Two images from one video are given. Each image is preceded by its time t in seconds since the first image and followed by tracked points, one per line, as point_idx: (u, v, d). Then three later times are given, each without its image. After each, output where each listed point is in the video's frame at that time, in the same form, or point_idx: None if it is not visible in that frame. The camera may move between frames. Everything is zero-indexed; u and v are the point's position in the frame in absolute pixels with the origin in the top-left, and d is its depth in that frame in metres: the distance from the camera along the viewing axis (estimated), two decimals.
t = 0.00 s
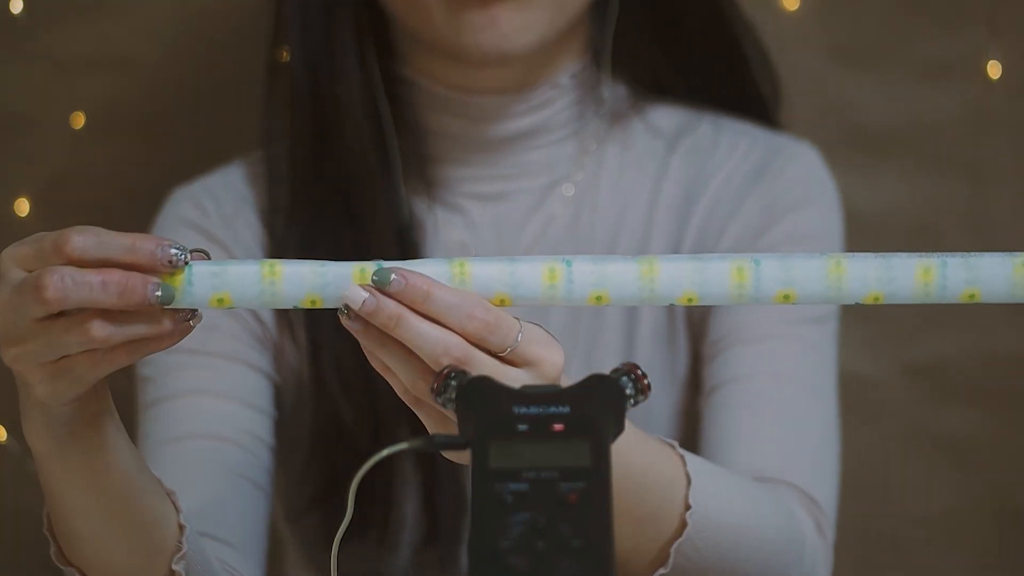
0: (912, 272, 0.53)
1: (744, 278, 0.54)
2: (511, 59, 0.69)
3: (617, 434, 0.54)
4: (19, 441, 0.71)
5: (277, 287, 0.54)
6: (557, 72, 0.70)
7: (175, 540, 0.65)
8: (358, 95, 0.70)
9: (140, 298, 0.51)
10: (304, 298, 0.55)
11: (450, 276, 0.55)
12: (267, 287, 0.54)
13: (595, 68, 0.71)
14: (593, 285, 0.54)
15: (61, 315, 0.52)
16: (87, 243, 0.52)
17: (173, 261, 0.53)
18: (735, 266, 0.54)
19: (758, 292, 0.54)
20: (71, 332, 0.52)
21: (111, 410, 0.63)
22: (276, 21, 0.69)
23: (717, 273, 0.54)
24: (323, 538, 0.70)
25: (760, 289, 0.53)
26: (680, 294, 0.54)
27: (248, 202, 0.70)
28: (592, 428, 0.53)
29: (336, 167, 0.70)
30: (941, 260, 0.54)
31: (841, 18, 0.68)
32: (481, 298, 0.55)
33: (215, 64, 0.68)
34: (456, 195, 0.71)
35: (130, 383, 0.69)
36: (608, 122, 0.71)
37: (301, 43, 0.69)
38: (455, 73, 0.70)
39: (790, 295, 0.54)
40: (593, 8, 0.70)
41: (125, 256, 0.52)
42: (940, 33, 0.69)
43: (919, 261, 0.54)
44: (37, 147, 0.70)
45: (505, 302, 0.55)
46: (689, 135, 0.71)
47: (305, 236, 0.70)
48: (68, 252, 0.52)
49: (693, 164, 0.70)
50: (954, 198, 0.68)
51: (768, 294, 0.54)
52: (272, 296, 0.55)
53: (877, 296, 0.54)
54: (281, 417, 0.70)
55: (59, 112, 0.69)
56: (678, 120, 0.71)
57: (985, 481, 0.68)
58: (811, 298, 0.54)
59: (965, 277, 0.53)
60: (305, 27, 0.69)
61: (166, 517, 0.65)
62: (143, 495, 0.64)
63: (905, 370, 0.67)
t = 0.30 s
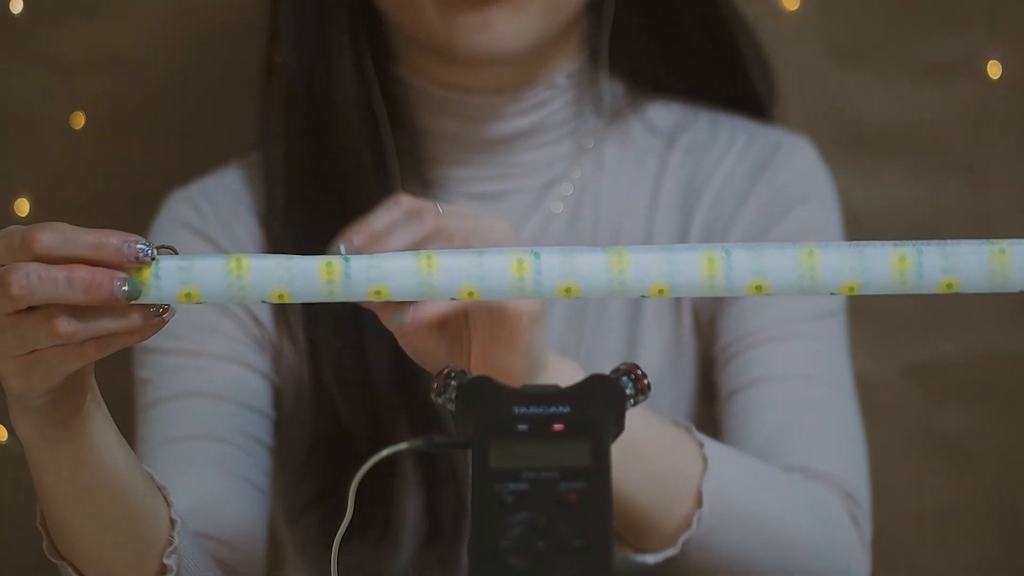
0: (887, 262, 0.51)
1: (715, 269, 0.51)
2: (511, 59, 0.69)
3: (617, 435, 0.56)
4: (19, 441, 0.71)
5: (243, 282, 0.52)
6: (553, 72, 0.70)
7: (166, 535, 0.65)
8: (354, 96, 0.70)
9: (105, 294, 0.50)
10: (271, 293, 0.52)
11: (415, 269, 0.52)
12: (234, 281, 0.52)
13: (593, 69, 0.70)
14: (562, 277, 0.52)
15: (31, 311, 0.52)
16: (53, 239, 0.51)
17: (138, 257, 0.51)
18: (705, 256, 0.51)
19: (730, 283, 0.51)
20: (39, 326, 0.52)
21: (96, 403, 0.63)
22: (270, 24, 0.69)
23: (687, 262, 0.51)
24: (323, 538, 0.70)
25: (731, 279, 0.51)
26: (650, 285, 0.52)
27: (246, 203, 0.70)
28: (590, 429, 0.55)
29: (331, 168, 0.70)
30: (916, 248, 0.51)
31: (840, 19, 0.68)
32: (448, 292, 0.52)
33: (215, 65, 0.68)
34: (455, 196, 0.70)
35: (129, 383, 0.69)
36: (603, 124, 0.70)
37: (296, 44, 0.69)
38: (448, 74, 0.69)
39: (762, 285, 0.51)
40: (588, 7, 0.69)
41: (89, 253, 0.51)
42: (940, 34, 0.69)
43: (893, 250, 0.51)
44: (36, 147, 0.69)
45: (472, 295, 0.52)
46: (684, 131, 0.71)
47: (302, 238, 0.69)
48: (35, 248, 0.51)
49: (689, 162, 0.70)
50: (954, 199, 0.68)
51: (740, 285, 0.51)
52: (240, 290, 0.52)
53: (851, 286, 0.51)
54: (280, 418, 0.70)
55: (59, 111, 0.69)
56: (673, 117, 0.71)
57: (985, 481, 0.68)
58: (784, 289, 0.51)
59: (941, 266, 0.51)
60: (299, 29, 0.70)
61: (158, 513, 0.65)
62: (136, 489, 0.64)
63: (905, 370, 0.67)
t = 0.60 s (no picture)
0: (898, 285, 0.49)
1: (728, 284, 0.50)
2: (510, 59, 0.69)
3: (617, 434, 0.56)
4: (19, 441, 0.71)
5: (256, 274, 0.51)
6: (547, 68, 0.70)
7: (170, 529, 0.67)
8: (347, 96, 0.70)
9: (119, 279, 0.49)
10: (284, 287, 0.51)
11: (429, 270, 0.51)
12: (247, 273, 0.51)
13: (585, 66, 0.70)
14: (574, 285, 0.50)
15: (43, 294, 0.51)
16: (70, 222, 0.50)
17: (154, 243, 0.51)
18: (718, 271, 0.50)
19: (741, 300, 0.50)
20: (51, 310, 0.51)
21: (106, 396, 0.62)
22: (264, 22, 0.69)
23: (700, 276, 0.50)
24: (320, 537, 0.69)
25: (742, 296, 0.49)
26: (661, 298, 0.50)
27: (243, 202, 0.70)
28: (591, 429, 0.55)
29: (324, 166, 0.69)
30: (928, 273, 0.49)
31: (839, 19, 0.68)
32: (461, 295, 0.51)
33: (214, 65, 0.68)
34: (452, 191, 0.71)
35: (125, 383, 0.69)
36: (597, 117, 0.70)
37: (291, 44, 0.69)
38: (440, 71, 0.69)
39: (772, 303, 0.49)
40: (581, 5, 0.69)
41: (107, 238, 0.50)
42: (940, 34, 0.69)
43: (905, 273, 0.49)
44: (36, 146, 0.69)
45: (485, 298, 0.51)
46: (673, 121, 0.71)
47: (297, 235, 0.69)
48: (51, 231, 0.50)
49: (677, 148, 0.70)
50: (953, 199, 0.68)
51: (751, 302, 0.50)
52: (253, 283, 0.51)
53: (861, 308, 0.49)
54: (274, 417, 0.69)
55: (58, 111, 0.69)
56: (663, 109, 0.71)
57: (985, 482, 0.68)
58: (794, 309, 0.50)
59: (952, 292, 0.48)
60: (291, 27, 0.69)
61: (162, 506, 0.66)
62: (144, 483, 0.65)
63: (905, 370, 0.67)
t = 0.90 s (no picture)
0: (882, 220, 0.49)
1: (710, 232, 0.49)
2: (508, 58, 0.69)
3: (617, 434, 0.56)
4: (19, 441, 0.71)
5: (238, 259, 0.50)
6: (541, 69, 0.70)
7: (167, 524, 0.66)
8: (342, 97, 0.70)
9: (98, 277, 0.49)
10: (267, 273, 0.51)
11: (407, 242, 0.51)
12: (228, 262, 0.50)
13: (579, 65, 0.70)
14: (556, 246, 0.50)
15: (25, 295, 0.52)
16: (48, 223, 0.51)
17: (135, 241, 0.50)
18: (700, 220, 0.50)
19: (726, 247, 0.49)
20: (36, 309, 0.51)
21: (99, 395, 0.64)
22: (258, 23, 0.69)
23: (682, 228, 0.50)
24: (315, 538, 0.69)
25: (726, 243, 0.49)
26: (646, 252, 0.50)
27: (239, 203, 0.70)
28: (591, 429, 0.55)
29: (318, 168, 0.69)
30: (912, 205, 0.49)
31: (838, 18, 0.68)
32: (443, 265, 0.50)
33: (213, 65, 0.68)
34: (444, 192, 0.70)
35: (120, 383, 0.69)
36: (590, 117, 0.70)
37: (285, 45, 0.70)
38: (433, 72, 0.69)
39: (758, 248, 0.49)
40: (576, 5, 0.69)
41: (87, 237, 0.50)
42: (940, 33, 0.69)
43: (889, 207, 0.49)
44: (35, 146, 0.69)
45: (467, 267, 0.51)
46: (662, 119, 0.71)
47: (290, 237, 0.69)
48: (32, 233, 0.51)
49: (668, 147, 0.70)
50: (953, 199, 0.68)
51: (736, 249, 0.49)
52: (236, 272, 0.50)
53: (848, 246, 0.49)
54: (269, 417, 0.69)
55: (58, 111, 0.69)
56: (653, 108, 0.71)
57: (985, 482, 0.68)
58: (780, 253, 0.49)
59: (937, 221, 0.48)
60: (284, 28, 0.70)
61: (158, 504, 0.66)
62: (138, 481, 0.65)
63: (906, 370, 0.67)
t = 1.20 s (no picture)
0: (898, 260, 0.50)
1: (726, 265, 0.50)
2: (506, 59, 0.69)
3: (617, 434, 0.56)
4: (19, 441, 0.71)
5: (253, 277, 0.51)
6: (538, 69, 0.69)
7: (178, 531, 0.67)
8: (340, 97, 0.70)
9: (105, 288, 0.49)
10: (281, 288, 0.51)
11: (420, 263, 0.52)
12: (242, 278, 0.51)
13: (578, 65, 0.70)
14: (573, 273, 0.51)
15: (37, 303, 0.51)
16: (60, 232, 0.50)
17: (147, 249, 0.50)
18: (718, 252, 0.51)
19: (741, 280, 0.50)
20: (46, 318, 0.51)
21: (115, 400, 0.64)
22: (254, 22, 0.69)
23: (700, 259, 0.51)
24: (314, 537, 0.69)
25: (743, 277, 0.50)
26: (661, 282, 0.51)
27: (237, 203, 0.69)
28: (590, 429, 0.55)
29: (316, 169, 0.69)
30: (927, 246, 0.50)
31: (839, 19, 0.68)
32: (458, 288, 0.51)
33: (212, 66, 0.68)
34: (439, 192, 0.70)
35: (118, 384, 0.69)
36: (587, 116, 0.70)
37: (281, 45, 0.70)
38: (430, 71, 0.69)
39: (772, 283, 0.51)
40: (575, 4, 0.69)
41: (98, 245, 0.50)
42: (941, 33, 0.69)
43: (905, 247, 0.50)
44: (35, 146, 0.69)
45: (483, 291, 0.52)
46: (657, 117, 0.70)
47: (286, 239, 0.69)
48: (45, 241, 0.51)
49: (663, 144, 0.70)
50: (953, 199, 0.68)
51: (751, 282, 0.50)
52: (250, 287, 0.51)
53: (862, 284, 0.50)
54: (269, 417, 0.69)
55: (58, 111, 0.69)
56: (646, 107, 0.70)
57: (986, 482, 0.68)
58: (795, 288, 0.51)
59: (952, 264, 0.50)
60: (282, 28, 0.70)
61: (170, 509, 0.67)
62: (151, 488, 0.66)
63: (906, 371, 0.67)
